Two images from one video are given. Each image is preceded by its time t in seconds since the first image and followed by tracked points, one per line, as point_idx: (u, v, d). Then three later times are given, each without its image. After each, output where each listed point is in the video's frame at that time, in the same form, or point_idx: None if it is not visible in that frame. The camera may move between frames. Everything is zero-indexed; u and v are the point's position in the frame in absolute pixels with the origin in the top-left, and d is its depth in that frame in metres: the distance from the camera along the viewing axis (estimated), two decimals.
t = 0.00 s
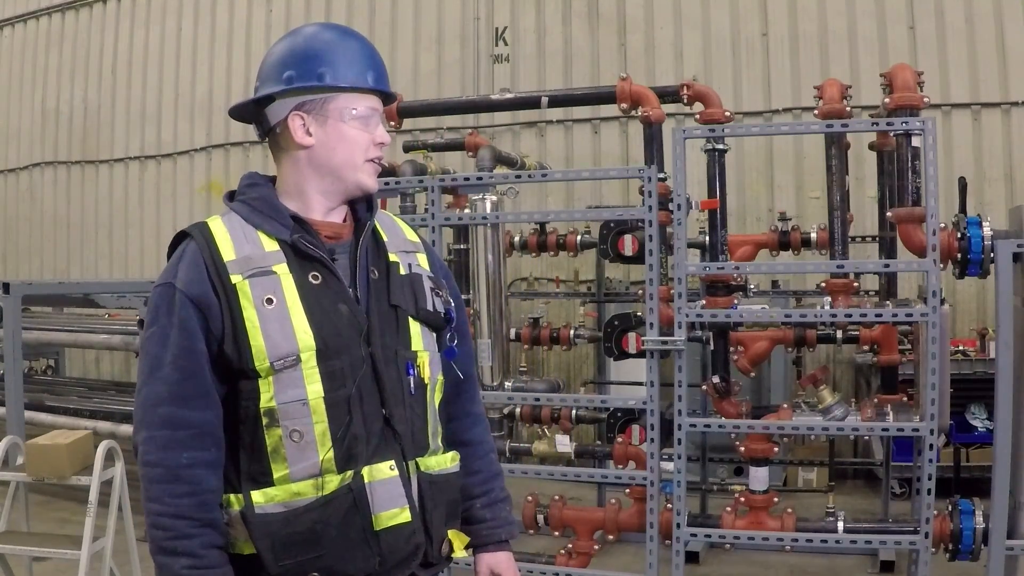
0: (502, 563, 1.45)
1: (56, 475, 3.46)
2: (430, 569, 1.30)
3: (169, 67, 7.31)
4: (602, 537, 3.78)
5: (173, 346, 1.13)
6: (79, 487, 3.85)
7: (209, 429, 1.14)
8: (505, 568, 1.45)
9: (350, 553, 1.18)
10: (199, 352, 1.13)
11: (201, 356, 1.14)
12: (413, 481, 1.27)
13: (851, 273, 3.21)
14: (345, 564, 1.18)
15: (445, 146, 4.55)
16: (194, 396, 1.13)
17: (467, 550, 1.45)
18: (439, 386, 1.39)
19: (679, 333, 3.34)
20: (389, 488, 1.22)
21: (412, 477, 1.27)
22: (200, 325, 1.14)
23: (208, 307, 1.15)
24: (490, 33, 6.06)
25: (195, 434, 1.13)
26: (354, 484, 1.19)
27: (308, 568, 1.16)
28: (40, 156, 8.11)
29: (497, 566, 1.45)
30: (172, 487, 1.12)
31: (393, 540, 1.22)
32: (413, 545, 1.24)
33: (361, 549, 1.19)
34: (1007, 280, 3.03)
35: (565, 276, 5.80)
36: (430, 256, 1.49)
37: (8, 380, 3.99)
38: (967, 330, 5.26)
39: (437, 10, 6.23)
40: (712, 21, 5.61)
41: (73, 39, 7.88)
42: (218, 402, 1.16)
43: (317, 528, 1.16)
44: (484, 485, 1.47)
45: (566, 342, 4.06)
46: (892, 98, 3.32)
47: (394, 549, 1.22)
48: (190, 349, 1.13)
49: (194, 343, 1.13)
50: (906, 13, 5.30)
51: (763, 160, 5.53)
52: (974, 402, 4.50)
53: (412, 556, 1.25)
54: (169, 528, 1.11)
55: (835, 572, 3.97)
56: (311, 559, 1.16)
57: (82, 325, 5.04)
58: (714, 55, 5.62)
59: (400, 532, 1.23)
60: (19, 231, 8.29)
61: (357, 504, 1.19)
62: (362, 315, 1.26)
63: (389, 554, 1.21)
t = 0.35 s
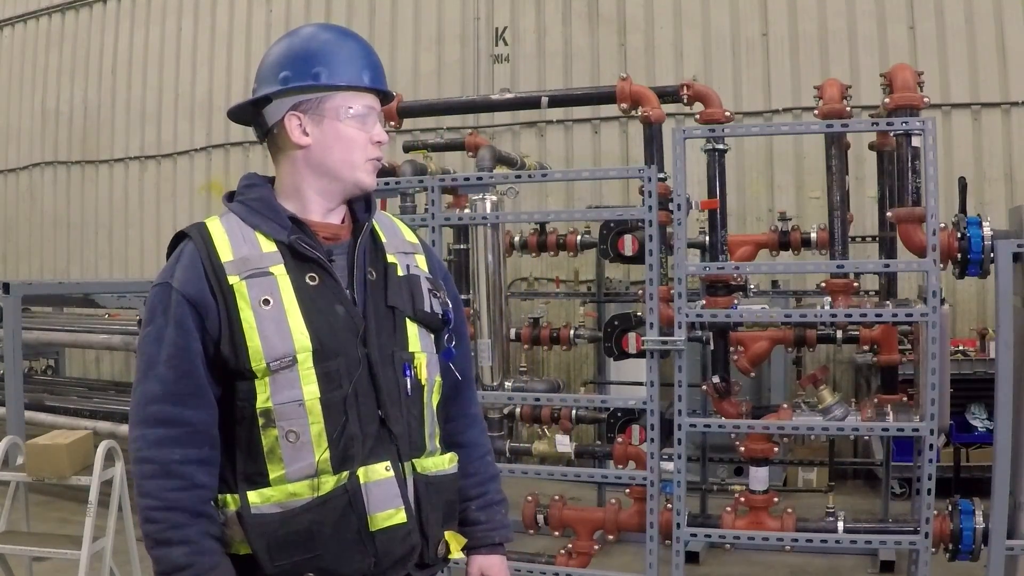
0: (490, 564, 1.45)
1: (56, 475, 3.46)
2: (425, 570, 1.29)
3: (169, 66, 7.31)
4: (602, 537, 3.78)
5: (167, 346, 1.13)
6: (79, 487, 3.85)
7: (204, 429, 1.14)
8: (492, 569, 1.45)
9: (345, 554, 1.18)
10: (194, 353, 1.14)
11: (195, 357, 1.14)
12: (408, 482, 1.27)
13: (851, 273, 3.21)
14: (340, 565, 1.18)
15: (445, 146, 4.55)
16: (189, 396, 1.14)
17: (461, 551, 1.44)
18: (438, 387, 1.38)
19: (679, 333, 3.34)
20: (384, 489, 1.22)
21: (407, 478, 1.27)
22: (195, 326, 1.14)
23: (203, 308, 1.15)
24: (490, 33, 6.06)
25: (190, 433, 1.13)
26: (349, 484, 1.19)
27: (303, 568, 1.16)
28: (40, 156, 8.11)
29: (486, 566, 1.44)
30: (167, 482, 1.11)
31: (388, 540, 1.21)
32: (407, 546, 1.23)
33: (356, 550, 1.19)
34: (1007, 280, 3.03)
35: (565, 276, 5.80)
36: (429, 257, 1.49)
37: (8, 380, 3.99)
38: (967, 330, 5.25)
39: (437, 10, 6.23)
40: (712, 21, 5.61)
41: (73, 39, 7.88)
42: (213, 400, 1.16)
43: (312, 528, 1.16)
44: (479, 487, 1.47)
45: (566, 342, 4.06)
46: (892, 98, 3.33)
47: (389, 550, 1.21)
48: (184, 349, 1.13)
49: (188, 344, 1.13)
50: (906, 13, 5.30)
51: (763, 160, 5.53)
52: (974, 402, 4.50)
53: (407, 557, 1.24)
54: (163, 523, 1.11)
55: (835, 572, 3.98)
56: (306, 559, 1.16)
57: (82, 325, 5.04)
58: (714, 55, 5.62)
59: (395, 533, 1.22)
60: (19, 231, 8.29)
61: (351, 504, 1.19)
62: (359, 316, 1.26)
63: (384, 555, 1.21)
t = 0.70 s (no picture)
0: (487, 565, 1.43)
1: (56, 475, 3.46)
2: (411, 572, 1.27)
3: (169, 67, 7.31)
4: (602, 536, 3.77)
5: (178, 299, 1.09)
6: (79, 487, 3.85)
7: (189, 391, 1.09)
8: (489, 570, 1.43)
9: (328, 552, 1.16)
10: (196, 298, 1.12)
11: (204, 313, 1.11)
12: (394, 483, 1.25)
13: (851, 273, 3.21)
14: (323, 563, 1.16)
15: (445, 146, 4.55)
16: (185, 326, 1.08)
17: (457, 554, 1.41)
18: (434, 389, 1.36)
19: (679, 333, 3.34)
20: (368, 488, 1.20)
21: (394, 480, 1.25)
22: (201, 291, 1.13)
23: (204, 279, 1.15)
24: (490, 33, 6.06)
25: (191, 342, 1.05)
26: (334, 483, 1.17)
27: (286, 566, 1.15)
28: (41, 156, 8.11)
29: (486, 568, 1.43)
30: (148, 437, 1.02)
31: (372, 540, 1.20)
32: (392, 546, 1.22)
33: (340, 548, 1.17)
34: (1007, 280, 3.03)
35: (565, 276, 5.81)
36: (431, 259, 1.47)
37: (8, 380, 4.00)
38: (967, 330, 5.25)
39: (437, 10, 6.23)
40: (712, 21, 5.61)
41: (73, 39, 7.88)
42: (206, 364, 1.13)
43: (297, 526, 1.15)
44: (481, 492, 1.47)
45: (566, 342, 4.06)
46: (892, 98, 3.32)
47: (373, 550, 1.20)
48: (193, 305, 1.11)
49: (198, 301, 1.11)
50: (906, 13, 5.30)
51: (763, 160, 5.54)
52: (974, 402, 4.50)
53: (392, 556, 1.23)
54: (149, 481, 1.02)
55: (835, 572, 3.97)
56: (289, 557, 1.15)
57: (82, 325, 5.04)
58: (714, 55, 5.62)
59: (378, 533, 1.21)
60: (20, 231, 8.30)
61: (336, 504, 1.17)
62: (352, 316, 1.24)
63: (368, 555, 1.19)
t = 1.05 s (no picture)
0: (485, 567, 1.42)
1: (56, 475, 3.46)
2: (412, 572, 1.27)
3: (169, 67, 7.31)
4: (602, 537, 3.77)
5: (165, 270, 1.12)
6: (79, 487, 3.85)
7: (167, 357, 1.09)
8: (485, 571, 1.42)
9: (330, 550, 1.17)
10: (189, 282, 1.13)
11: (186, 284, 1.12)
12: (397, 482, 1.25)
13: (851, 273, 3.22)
14: (325, 561, 1.16)
15: (445, 146, 4.55)
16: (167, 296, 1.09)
17: (456, 556, 1.38)
18: (437, 391, 1.36)
19: (679, 333, 3.34)
20: (372, 486, 1.20)
21: (397, 479, 1.25)
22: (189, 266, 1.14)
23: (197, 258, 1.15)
24: (490, 33, 6.06)
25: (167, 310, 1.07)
26: (336, 481, 1.17)
27: (287, 564, 1.15)
28: (40, 156, 8.11)
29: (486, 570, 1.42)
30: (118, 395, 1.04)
31: (374, 539, 1.20)
32: (394, 546, 1.22)
33: (341, 546, 1.18)
34: (1007, 280, 3.03)
35: (565, 276, 5.81)
36: (437, 263, 1.47)
37: (8, 380, 3.99)
38: (967, 330, 5.25)
39: (437, 10, 6.23)
40: (712, 21, 5.61)
41: (73, 39, 7.88)
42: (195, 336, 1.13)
43: (299, 523, 1.15)
44: (480, 496, 1.45)
45: (566, 342, 4.06)
46: (892, 98, 3.32)
47: (374, 549, 1.20)
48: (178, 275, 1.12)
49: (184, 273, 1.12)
50: (906, 14, 5.31)
51: (763, 160, 5.54)
52: (974, 402, 4.50)
53: (392, 557, 1.22)
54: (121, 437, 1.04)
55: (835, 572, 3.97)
56: (290, 554, 1.15)
57: (82, 325, 5.04)
58: (714, 55, 5.62)
59: (376, 534, 1.20)
60: (20, 231, 8.29)
61: (338, 502, 1.17)
62: (359, 315, 1.24)
63: (370, 553, 1.19)
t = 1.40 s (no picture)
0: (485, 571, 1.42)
1: (56, 475, 3.46)
2: None
3: (169, 67, 7.31)
4: (603, 536, 3.77)
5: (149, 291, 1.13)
6: (79, 487, 3.85)
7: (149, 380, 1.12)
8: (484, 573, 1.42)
9: (320, 551, 1.16)
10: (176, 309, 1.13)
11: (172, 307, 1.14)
12: (389, 486, 1.23)
13: (851, 273, 3.21)
14: (314, 562, 1.16)
15: (445, 146, 4.55)
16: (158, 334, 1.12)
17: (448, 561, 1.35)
18: (437, 393, 1.34)
19: (679, 333, 3.34)
20: (362, 489, 1.19)
21: (389, 483, 1.23)
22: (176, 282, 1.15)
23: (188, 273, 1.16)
24: (490, 33, 6.07)
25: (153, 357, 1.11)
26: (326, 483, 1.17)
27: (277, 564, 1.15)
28: (40, 156, 8.12)
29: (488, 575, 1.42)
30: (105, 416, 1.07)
31: (364, 542, 1.19)
32: (383, 549, 1.21)
33: (330, 548, 1.17)
34: (1007, 281, 3.03)
35: (565, 276, 5.80)
36: (443, 265, 1.44)
37: (8, 380, 4.00)
38: (968, 330, 5.25)
39: (437, 10, 6.24)
40: (712, 21, 5.61)
41: (73, 39, 7.89)
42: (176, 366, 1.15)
43: (288, 524, 1.15)
44: (485, 499, 1.44)
45: (566, 342, 4.06)
46: (892, 98, 3.32)
47: (364, 551, 1.19)
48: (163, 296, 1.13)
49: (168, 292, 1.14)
50: (906, 14, 5.30)
51: (763, 160, 5.54)
52: (974, 403, 4.50)
53: (382, 559, 1.21)
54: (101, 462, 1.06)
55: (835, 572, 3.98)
56: (280, 555, 1.15)
57: (82, 325, 5.05)
58: (714, 55, 5.62)
59: (369, 535, 1.19)
60: (20, 231, 8.30)
61: (328, 504, 1.17)
62: (354, 317, 1.23)
63: (359, 556, 1.18)
